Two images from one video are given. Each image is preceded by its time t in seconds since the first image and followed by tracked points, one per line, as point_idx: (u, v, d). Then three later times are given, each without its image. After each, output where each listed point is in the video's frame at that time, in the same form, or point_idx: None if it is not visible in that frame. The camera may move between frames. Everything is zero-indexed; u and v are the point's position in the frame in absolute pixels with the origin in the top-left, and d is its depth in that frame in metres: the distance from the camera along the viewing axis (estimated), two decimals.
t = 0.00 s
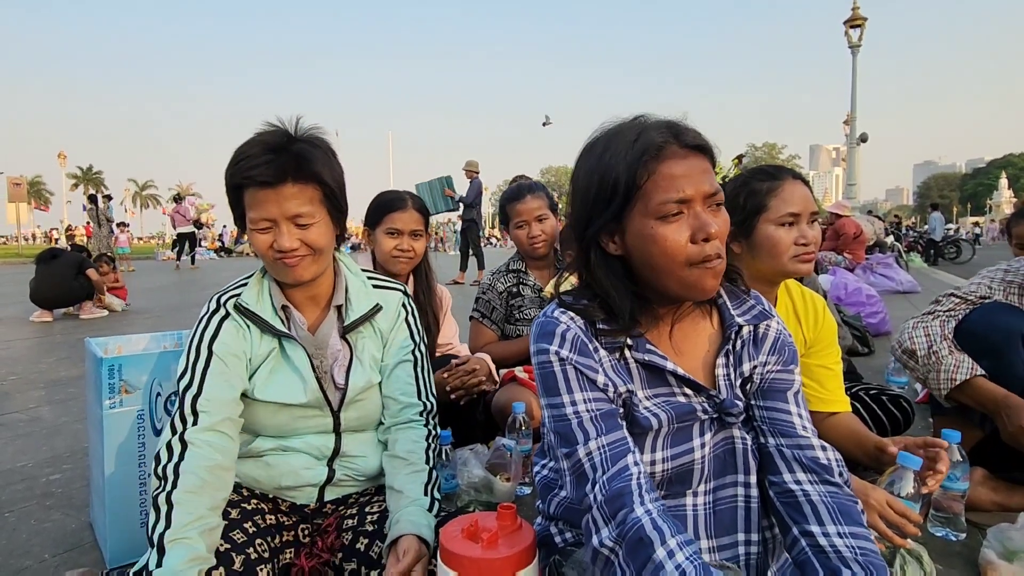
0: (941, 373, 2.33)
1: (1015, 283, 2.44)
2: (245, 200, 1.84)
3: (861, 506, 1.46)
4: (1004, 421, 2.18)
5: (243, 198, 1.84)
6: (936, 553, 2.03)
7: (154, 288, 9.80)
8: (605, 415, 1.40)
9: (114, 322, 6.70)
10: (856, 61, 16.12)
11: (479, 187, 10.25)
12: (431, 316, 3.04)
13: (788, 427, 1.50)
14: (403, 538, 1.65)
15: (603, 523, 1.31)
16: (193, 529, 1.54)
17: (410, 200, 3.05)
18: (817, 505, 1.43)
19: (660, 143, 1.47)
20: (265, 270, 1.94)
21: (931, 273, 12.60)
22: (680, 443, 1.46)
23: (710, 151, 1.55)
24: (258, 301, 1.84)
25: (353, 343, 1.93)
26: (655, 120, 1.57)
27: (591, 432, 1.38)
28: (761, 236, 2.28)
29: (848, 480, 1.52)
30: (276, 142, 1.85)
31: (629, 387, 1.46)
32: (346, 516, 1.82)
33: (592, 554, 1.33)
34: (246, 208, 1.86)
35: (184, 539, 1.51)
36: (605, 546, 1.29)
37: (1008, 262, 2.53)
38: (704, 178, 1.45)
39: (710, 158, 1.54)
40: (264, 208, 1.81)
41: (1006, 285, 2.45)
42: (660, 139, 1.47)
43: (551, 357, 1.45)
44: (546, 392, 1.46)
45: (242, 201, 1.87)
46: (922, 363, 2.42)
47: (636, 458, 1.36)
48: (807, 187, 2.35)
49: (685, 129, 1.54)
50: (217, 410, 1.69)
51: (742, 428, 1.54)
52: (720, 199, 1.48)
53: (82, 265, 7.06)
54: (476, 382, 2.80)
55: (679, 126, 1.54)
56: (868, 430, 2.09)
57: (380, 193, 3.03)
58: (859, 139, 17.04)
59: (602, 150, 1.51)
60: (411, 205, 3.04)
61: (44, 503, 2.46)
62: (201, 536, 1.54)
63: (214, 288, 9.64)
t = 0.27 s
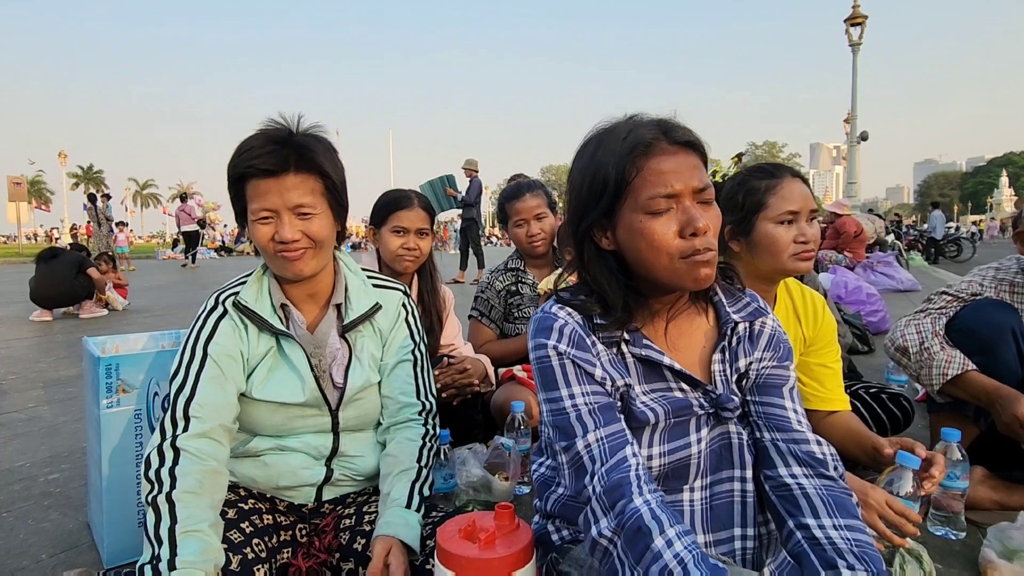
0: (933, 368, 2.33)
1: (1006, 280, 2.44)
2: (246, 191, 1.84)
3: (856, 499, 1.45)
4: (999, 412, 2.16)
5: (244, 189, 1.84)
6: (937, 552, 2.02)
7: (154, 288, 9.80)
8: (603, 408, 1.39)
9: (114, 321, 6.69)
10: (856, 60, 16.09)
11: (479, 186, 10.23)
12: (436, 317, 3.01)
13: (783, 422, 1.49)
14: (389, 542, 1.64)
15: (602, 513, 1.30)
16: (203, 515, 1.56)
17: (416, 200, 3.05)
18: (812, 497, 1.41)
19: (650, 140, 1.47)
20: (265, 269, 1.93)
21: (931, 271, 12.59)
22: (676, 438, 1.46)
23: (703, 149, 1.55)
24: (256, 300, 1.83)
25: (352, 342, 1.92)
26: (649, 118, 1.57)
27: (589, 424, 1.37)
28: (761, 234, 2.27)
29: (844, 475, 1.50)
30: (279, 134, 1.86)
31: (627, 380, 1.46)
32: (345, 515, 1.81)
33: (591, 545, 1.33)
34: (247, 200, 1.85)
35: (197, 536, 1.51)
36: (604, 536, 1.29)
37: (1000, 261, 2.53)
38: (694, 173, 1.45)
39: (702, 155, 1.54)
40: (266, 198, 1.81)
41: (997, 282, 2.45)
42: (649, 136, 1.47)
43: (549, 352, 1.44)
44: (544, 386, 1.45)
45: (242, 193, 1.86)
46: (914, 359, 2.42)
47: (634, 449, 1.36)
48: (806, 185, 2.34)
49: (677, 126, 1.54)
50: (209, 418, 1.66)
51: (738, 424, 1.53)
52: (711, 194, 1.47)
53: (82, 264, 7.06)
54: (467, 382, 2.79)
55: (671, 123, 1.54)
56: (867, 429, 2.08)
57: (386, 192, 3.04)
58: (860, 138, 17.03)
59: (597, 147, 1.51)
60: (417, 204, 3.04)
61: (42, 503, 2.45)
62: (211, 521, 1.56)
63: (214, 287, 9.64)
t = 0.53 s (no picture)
0: (928, 365, 2.33)
1: (1002, 278, 2.45)
2: (253, 185, 1.84)
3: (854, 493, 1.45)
4: (994, 406, 2.16)
5: (250, 184, 1.85)
6: (937, 550, 2.01)
7: (155, 287, 9.81)
8: (602, 403, 1.39)
9: (116, 320, 6.70)
10: (857, 58, 16.07)
11: (480, 185, 10.23)
12: (435, 318, 3.01)
13: (782, 417, 1.50)
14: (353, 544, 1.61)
15: (601, 507, 1.31)
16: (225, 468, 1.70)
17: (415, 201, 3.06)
18: (810, 492, 1.41)
19: (639, 144, 1.46)
20: (267, 270, 1.94)
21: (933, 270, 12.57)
22: (675, 434, 1.46)
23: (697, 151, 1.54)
24: (254, 301, 1.82)
25: (353, 343, 1.92)
26: (644, 119, 1.56)
27: (588, 419, 1.38)
28: (761, 233, 2.27)
29: (842, 470, 1.50)
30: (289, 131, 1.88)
31: (626, 376, 1.46)
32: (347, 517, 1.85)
33: (591, 538, 1.33)
34: (253, 194, 1.85)
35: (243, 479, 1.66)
36: (603, 529, 1.29)
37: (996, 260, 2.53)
38: (683, 176, 1.45)
39: (697, 156, 1.53)
40: (274, 192, 1.82)
41: (993, 280, 2.46)
42: (637, 139, 1.47)
43: (549, 349, 1.44)
44: (543, 382, 1.45)
45: (248, 187, 1.87)
46: (911, 358, 2.42)
47: (633, 443, 1.36)
48: (806, 183, 2.34)
49: (671, 128, 1.53)
50: (194, 427, 1.71)
51: (737, 420, 1.53)
52: (701, 195, 1.47)
53: (83, 264, 7.06)
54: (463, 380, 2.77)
55: (665, 125, 1.54)
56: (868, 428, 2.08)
57: (380, 195, 3.03)
58: (861, 135, 17.01)
59: (590, 150, 1.52)
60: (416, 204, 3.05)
61: (43, 502, 2.46)
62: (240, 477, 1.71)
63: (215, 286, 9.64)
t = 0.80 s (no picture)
0: (930, 364, 2.33)
1: (1002, 276, 2.45)
2: (256, 180, 1.86)
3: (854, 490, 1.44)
4: (995, 404, 2.15)
5: (254, 179, 1.86)
6: (940, 550, 2.01)
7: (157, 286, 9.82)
8: (603, 401, 1.39)
9: (119, 320, 6.71)
10: (859, 56, 16.05)
11: (482, 184, 10.23)
12: (433, 307, 3.03)
13: (781, 415, 1.49)
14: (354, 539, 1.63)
15: (602, 504, 1.30)
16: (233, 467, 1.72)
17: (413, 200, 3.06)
18: (811, 489, 1.41)
19: (628, 141, 1.47)
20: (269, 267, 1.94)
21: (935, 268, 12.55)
22: (675, 432, 1.46)
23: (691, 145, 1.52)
24: (255, 299, 1.83)
25: (353, 342, 1.92)
26: (640, 117, 1.56)
27: (589, 417, 1.38)
28: (757, 230, 2.27)
29: (843, 468, 1.49)
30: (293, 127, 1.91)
31: (625, 374, 1.46)
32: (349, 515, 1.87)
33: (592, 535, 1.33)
34: (256, 190, 1.86)
35: (253, 480, 1.68)
36: (604, 526, 1.29)
37: (996, 257, 2.53)
38: (672, 173, 1.43)
39: (689, 153, 1.50)
40: (279, 185, 1.83)
41: (994, 278, 2.46)
42: (626, 137, 1.48)
43: (548, 348, 1.44)
44: (544, 381, 1.45)
45: (251, 182, 1.87)
46: (912, 356, 2.42)
47: (633, 441, 1.36)
48: (805, 180, 2.33)
49: (666, 125, 1.52)
50: (195, 425, 1.71)
51: (737, 418, 1.53)
52: (691, 188, 1.44)
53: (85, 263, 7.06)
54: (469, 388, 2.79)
55: (659, 121, 1.53)
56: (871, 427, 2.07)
57: (374, 193, 3.03)
58: (863, 133, 16.99)
59: (583, 148, 1.54)
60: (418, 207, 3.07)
61: (47, 501, 2.46)
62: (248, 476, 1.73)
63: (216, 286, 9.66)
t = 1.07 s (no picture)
0: (938, 363, 2.32)
1: (1010, 274, 2.41)
2: (260, 177, 1.86)
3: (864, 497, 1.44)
4: (1006, 404, 2.15)
5: (258, 177, 1.86)
6: (946, 549, 2.00)
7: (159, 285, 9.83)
8: (608, 406, 1.39)
9: (122, 319, 6.72)
10: (863, 54, 15.99)
11: (484, 183, 10.23)
12: (434, 305, 3.02)
13: (790, 418, 1.48)
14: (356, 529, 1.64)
15: (608, 513, 1.30)
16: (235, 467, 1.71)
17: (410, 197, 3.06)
18: (820, 495, 1.40)
19: (628, 138, 1.47)
20: (272, 266, 1.94)
21: (939, 267, 12.51)
22: (682, 435, 1.45)
23: (694, 141, 1.51)
24: (259, 298, 1.83)
25: (356, 341, 1.92)
26: (644, 114, 1.56)
27: (594, 423, 1.37)
28: (751, 227, 2.29)
29: (852, 471, 1.49)
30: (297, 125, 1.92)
31: (631, 377, 1.46)
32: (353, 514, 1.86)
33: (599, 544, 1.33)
34: (260, 187, 1.86)
35: (251, 480, 1.66)
36: (611, 535, 1.29)
37: (1004, 255, 2.50)
38: (673, 170, 1.42)
39: (692, 149, 1.50)
40: (283, 182, 1.83)
41: (1001, 276, 2.43)
42: (627, 134, 1.47)
43: (553, 351, 1.44)
44: (548, 385, 1.45)
45: (256, 180, 1.88)
46: (920, 355, 2.41)
47: (639, 447, 1.35)
48: (804, 177, 2.30)
49: (669, 122, 1.51)
50: (199, 425, 1.71)
51: (745, 420, 1.52)
52: (693, 185, 1.43)
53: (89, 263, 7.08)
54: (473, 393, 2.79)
55: (662, 118, 1.52)
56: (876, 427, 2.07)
57: (369, 194, 3.03)
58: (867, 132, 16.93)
59: (585, 146, 1.54)
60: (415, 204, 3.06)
61: (51, 499, 2.47)
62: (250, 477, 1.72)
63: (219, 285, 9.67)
